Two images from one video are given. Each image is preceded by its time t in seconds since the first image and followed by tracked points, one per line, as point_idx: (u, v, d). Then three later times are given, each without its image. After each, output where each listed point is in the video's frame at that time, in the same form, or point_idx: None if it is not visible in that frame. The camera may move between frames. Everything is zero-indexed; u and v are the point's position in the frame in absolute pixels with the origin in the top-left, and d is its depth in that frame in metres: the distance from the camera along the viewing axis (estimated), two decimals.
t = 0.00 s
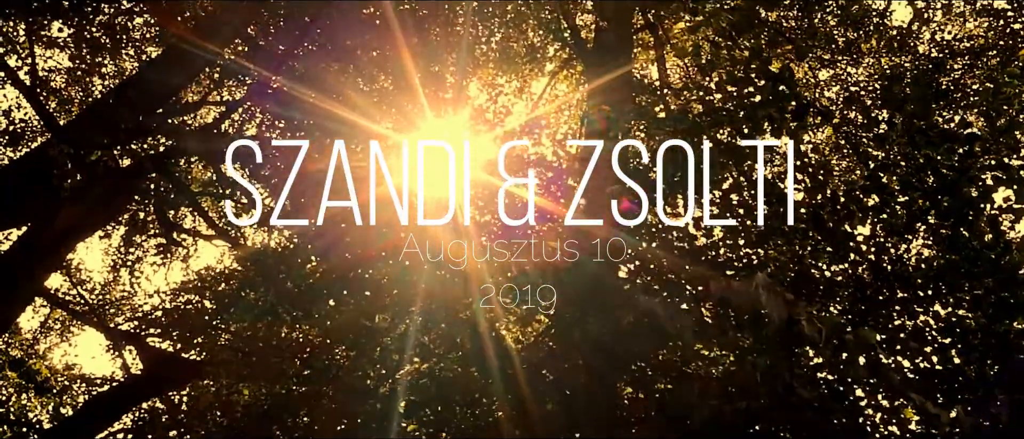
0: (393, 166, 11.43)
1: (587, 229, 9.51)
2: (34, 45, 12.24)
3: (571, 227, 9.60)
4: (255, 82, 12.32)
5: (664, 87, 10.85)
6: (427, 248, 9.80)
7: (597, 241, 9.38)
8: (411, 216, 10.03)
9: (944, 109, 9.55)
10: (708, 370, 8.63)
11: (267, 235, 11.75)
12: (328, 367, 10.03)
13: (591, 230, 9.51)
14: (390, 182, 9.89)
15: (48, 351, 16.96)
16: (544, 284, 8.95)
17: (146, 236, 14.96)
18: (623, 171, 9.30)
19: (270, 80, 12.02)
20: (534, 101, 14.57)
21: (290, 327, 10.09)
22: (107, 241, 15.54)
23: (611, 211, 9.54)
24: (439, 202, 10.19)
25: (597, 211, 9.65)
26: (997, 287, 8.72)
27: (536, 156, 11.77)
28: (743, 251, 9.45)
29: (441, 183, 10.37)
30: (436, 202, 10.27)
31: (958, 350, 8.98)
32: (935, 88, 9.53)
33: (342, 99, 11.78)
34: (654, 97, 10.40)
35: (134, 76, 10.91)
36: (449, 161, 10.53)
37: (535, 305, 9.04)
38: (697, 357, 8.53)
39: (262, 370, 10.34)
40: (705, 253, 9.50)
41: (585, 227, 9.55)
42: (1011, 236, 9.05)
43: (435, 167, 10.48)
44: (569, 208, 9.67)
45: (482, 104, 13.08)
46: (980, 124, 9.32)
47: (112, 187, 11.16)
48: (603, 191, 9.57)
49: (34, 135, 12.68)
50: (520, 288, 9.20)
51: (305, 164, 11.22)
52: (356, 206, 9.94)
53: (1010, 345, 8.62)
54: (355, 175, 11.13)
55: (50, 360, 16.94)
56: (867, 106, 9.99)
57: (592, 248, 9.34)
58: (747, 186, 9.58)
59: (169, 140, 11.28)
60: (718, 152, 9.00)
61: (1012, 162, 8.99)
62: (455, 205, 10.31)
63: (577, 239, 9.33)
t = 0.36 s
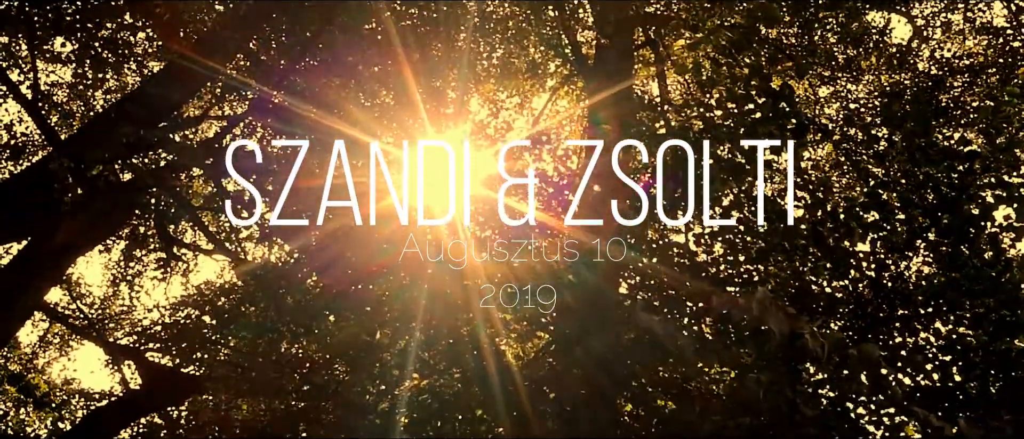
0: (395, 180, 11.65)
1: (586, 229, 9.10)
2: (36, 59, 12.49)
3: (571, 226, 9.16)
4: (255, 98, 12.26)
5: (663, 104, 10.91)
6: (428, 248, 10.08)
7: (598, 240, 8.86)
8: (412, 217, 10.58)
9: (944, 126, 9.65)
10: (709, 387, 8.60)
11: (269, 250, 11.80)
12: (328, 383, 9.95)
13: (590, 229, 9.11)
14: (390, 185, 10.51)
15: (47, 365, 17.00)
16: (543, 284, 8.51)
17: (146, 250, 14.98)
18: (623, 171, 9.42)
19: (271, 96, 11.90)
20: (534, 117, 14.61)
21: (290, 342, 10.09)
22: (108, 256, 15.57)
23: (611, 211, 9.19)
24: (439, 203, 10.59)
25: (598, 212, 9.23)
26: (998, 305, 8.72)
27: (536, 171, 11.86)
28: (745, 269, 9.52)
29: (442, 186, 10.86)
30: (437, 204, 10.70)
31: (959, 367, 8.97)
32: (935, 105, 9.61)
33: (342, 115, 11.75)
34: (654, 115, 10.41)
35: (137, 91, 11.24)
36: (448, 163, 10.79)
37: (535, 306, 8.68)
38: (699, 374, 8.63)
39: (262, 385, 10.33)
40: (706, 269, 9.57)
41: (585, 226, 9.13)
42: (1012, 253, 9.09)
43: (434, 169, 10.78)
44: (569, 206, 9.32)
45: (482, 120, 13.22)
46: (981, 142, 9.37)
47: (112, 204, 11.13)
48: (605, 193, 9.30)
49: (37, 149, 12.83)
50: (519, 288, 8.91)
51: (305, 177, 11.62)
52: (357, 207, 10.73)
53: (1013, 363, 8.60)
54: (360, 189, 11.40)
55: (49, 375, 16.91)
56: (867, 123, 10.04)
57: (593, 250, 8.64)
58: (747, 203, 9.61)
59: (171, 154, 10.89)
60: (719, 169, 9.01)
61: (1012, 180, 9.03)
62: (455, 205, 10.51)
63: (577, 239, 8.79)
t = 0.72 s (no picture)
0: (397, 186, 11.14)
1: (586, 228, 9.39)
2: (38, 71, 12.62)
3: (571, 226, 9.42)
4: (256, 110, 12.31)
5: (664, 117, 10.91)
6: (429, 250, 9.64)
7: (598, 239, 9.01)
8: (411, 217, 10.05)
9: (944, 141, 9.71)
10: (710, 401, 8.28)
11: (269, 261, 11.80)
12: (328, 395, 10.06)
13: (591, 229, 9.36)
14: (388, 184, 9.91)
15: (47, 377, 16.99)
16: (544, 283, 8.44)
17: (146, 262, 14.97)
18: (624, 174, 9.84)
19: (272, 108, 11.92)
20: (533, 130, 14.73)
21: (290, 355, 10.07)
22: (108, 267, 15.56)
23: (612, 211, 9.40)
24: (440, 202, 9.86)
25: (598, 212, 9.54)
26: (1000, 320, 8.67)
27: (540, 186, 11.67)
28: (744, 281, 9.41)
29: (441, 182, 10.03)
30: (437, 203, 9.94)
31: (961, 383, 8.89)
32: (935, 119, 9.75)
33: (343, 125, 11.76)
34: (654, 128, 10.32)
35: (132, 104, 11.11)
36: (449, 162, 10.10)
37: (535, 306, 8.52)
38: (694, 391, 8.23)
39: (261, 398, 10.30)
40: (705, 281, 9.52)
41: (584, 226, 9.40)
42: (1013, 269, 9.02)
43: (435, 168, 10.05)
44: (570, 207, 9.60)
45: (484, 133, 13.34)
46: (981, 158, 9.43)
47: (105, 217, 11.16)
48: (605, 193, 9.63)
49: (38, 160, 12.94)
50: (519, 286, 8.81)
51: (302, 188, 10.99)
52: (357, 207, 10.42)
53: (1015, 379, 8.53)
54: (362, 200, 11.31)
55: (49, 386, 16.87)
56: (867, 137, 10.02)
57: (592, 248, 8.90)
58: (748, 217, 9.58)
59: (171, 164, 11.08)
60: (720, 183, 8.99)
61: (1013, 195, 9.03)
62: (456, 204, 9.80)
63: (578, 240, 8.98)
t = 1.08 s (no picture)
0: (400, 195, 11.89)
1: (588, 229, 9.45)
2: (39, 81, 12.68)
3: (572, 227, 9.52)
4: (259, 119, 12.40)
5: (665, 127, 10.92)
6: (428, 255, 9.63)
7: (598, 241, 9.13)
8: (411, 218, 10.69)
9: (944, 151, 9.59)
10: (710, 413, 8.74)
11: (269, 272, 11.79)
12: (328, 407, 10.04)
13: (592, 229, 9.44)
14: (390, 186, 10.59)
15: (47, 387, 16.98)
16: (544, 284, 8.70)
17: (147, 272, 14.98)
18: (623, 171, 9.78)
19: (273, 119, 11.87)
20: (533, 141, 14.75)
21: (290, 366, 10.05)
22: (108, 278, 15.57)
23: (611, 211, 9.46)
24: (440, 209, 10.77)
25: (598, 213, 9.60)
26: (1000, 331, 8.70)
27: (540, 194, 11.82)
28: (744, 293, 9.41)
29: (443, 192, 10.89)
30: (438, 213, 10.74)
31: (961, 394, 8.92)
32: (935, 130, 9.58)
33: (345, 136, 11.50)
34: (654, 138, 10.32)
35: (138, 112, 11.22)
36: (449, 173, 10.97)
37: (534, 306, 8.74)
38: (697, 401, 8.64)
39: (262, 409, 10.31)
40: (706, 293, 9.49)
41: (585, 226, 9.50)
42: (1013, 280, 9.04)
43: (436, 180, 11.02)
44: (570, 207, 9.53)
45: (484, 143, 13.28)
46: (982, 169, 9.47)
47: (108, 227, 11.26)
48: (605, 193, 9.64)
49: (37, 171, 13.24)
50: (520, 287, 9.28)
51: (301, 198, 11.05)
52: (356, 207, 10.28)
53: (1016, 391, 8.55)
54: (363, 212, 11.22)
55: (49, 397, 16.86)
56: (868, 148, 10.04)
57: (593, 249, 9.15)
58: (748, 224, 9.54)
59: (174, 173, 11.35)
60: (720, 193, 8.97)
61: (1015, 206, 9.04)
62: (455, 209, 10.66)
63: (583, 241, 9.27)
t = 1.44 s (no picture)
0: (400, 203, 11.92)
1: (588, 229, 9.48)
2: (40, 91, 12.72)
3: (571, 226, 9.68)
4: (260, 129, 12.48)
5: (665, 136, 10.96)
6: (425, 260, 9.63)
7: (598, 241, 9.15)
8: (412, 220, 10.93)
9: (945, 160, 9.60)
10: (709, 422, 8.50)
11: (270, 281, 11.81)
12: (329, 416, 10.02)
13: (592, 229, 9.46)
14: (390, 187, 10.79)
15: (47, 396, 16.99)
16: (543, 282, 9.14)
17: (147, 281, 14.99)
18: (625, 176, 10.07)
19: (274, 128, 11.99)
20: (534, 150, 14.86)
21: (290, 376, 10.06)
22: (109, 286, 15.57)
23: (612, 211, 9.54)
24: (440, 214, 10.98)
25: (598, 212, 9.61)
26: (1002, 342, 8.82)
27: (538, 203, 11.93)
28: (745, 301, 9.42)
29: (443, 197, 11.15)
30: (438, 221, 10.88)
31: (964, 404, 8.95)
32: (937, 139, 9.49)
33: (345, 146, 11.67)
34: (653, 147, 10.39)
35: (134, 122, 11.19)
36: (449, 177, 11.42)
37: (534, 307, 8.85)
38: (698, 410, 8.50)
39: (264, 418, 10.29)
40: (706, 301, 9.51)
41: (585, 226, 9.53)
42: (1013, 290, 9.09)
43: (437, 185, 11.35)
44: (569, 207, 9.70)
45: (484, 153, 13.42)
46: (983, 179, 9.52)
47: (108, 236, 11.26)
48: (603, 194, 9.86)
49: (38, 180, 13.52)
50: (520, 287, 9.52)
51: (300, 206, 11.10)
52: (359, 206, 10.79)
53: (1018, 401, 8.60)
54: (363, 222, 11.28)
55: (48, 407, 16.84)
56: (868, 157, 10.08)
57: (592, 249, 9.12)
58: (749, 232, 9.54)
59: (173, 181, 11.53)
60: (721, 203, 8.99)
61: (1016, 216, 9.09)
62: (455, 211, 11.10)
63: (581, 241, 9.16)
